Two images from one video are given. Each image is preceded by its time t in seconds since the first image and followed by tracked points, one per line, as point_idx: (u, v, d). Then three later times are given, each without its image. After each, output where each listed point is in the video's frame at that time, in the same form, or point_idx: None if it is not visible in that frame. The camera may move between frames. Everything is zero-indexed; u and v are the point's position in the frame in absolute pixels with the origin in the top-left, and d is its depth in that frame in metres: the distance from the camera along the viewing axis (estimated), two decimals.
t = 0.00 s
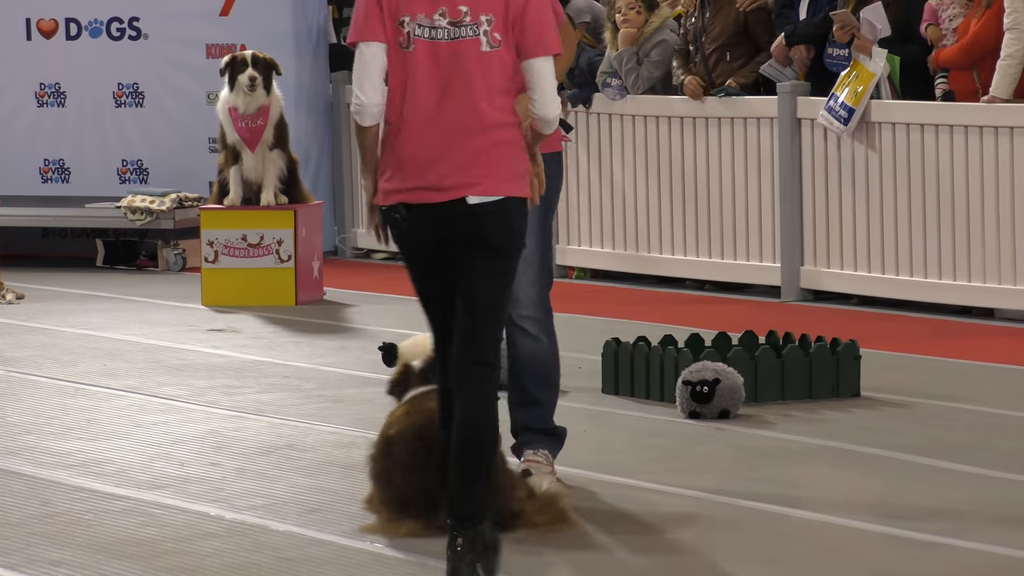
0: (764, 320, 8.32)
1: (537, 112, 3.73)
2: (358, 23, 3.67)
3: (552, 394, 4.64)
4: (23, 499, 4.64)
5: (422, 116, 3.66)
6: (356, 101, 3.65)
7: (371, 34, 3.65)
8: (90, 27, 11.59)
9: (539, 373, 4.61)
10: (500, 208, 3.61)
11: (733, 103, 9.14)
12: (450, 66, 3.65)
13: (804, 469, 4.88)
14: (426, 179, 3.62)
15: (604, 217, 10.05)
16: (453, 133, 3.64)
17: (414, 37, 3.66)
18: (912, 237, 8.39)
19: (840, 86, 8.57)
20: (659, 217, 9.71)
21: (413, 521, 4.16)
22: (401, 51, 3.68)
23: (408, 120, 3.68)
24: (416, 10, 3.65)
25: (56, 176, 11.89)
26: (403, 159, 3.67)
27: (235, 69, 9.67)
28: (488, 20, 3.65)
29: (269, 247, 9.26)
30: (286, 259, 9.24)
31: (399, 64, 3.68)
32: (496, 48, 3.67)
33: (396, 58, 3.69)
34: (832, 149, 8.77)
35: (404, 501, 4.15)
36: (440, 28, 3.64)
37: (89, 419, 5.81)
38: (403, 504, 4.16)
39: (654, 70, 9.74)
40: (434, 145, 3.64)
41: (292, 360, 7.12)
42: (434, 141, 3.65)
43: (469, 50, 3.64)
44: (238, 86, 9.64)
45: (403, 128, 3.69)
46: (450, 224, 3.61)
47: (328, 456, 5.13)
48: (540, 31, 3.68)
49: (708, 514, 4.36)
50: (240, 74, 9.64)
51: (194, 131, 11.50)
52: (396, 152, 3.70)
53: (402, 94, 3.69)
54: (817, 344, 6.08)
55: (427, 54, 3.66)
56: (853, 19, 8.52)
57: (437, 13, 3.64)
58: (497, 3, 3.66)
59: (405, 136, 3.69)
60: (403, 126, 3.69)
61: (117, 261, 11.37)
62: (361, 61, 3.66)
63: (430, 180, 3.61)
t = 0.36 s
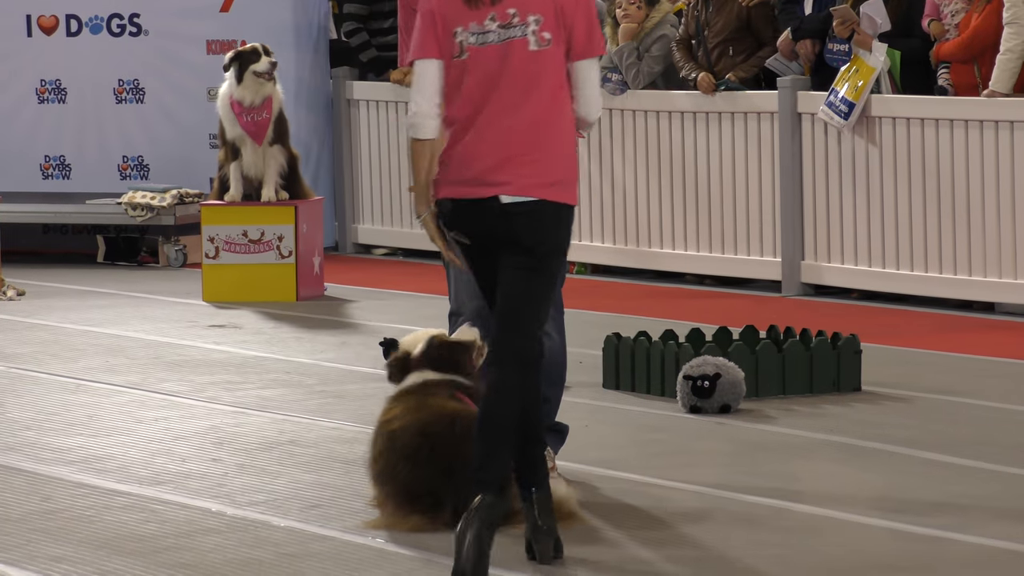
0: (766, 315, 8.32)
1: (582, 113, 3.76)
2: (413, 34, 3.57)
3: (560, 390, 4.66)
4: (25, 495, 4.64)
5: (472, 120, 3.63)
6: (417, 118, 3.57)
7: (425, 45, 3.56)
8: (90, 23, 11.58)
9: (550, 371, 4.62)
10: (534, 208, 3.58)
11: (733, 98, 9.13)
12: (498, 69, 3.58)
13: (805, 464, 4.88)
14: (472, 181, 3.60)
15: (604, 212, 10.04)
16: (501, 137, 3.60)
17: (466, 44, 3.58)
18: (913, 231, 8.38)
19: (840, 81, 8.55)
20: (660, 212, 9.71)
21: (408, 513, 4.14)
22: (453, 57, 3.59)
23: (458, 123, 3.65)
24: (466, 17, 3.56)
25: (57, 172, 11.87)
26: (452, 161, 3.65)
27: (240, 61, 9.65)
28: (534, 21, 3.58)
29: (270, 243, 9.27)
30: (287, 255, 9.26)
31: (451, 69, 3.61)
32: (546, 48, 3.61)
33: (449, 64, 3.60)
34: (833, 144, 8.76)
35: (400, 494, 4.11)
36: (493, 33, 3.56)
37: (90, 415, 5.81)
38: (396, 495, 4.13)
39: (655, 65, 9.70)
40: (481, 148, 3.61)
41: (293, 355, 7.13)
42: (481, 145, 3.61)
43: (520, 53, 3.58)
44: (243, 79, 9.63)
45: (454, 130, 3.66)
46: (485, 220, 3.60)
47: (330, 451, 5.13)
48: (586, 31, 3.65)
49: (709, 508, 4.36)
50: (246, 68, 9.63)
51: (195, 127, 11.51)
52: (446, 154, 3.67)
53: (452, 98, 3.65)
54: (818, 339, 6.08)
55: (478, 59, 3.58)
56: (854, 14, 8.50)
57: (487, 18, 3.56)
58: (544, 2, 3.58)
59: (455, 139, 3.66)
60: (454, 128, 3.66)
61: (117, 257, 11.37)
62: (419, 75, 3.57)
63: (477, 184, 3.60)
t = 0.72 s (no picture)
0: (761, 311, 8.31)
1: (630, 80, 3.66)
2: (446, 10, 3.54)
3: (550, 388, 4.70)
4: (19, 492, 4.63)
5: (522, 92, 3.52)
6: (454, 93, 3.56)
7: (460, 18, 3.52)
8: (84, 19, 11.56)
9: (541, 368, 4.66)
10: (608, 188, 3.53)
11: (727, 93, 9.14)
12: (546, 40, 3.50)
13: (801, 459, 4.88)
14: (525, 155, 3.50)
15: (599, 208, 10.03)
16: (553, 109, 3.50)
17: (511, 15, 3.50)
18: (908, 226, 8.39)
19: (834, 77, 8.55)
20: (655, 208, 9.71)
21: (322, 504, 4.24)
22: (496, 30, 3.52)
23: (504, 95, 3.53)
24: None
25: (52, 168, 11.84)
26: (499, 134, 3.54)
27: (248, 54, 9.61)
28: None
29: (264, 238, 9.26)
30: (281, 251, 9.24)
31: (494, 38, 3.52)
32: (594, 21, 3.53)
33: (492, 36, 3.52)
34: (828, 140, 8.77)
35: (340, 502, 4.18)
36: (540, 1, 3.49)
37: (85, 411, 5.81)
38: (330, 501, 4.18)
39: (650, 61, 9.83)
40: (532, 119, 3.50)
41: (288, 351, 7.12)
42: (531, 116, 3.51)
43: (568, 25, 3.51)
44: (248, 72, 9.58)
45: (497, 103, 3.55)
46: (551, 193, 3.50)
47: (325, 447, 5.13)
48: (628, 1, 3.60)
49: (705, 502, 4.36)
50: (252, 61, 9.60)
51: (190, 123, 11.50)
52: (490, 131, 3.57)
53: (497, 71, 3.55)
54: (813, 334, 6.09)
55: (524, 29, 3.50)
56: (847, 10, 8.58)
57: None
58: None
59: (501, 111, 3.54)
60: (499, 102, 3.54)
61: (112, 253, 11.36)
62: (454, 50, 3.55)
63: (530, 155, 3.49)
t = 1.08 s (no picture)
0: (760, 308, 8.31)
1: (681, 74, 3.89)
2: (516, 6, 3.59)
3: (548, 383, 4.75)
4: (19, 488, 4.63)
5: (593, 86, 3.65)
6: (531, 89, 3.61)
7: (535, 17, 3.59)
8: (83, 16, 11.59)
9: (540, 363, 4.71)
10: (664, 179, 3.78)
11: (726, 91, 9.12)
12: (620, 39, 3.66)
13: (799, 456, 4.89)
14: (605, 150, 3.65)
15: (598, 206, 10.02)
16: (627, 104, 3.68)
17: (585, 11, 3.63)
18: (907, 222, 8.39)
19: (833, 73, 8.52)
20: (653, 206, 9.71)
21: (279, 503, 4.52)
22: (571, 27, 3.63)
23: (578, 90, 3.65)
24: None
25: (49, 164, 11.91)
26: (576, 129, 3.65)
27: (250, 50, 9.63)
28: None
29: (262, 235, 9.25)
30: (280, 248, 9.23)
31: (567, 34, 3.63)
32: (656, 20, 3.74)
33: (567, 32, 3.63)
34: (827, 137, 8.75)
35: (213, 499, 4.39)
36: None
37: (83, 407, 5.81)
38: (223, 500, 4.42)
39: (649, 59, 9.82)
40: (610, 115, 3.66)
41: (287, 347, 7.12)
42: (608, 110, 3.66)
43: (638, 24, 3.70)
44: (249, 69, 9.59)
45: (571, 98, 3.65)
46: (619, 186, 3.69)
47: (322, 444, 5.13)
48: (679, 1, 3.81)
49: (704, 499, 4.36)
50: (254, 58, 9.63)
51: (188, 120, 11.49)
52: (563, 126, 3.66)
53: (567, 66, 3.65)
54: (811, 331, 6.09)
55: (600, 27, 3.65)
56: (845, 6, 8.57)
57: None
58: None
59: (574, 106, 3.65)
60: (573, 97, 3.65)
61: (109, 248, 11.36)
62: (527, 45, 3.60)
63: (608, 147, 3.66)
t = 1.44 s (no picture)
0: (797, 305, 8.28)
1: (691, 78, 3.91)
2: None
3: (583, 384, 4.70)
4: (60, 484, 4.69)
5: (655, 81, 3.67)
6: (598, 82, 3.59)
7: (611, 10, 3.56)
8: (121, 12, 11.69)
9: (572, 363, 4.67)
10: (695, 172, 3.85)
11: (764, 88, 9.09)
12: (680, 39, 3.72)
13: (838, 454, 4.87)
14: (661, 146, 3.69)
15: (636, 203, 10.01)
16: (677, 101, 3.74)
17: (657, 11, 3.65)
18: (946, 220, 8.34)
19: (872, 71, 8.48)
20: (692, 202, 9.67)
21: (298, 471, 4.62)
22: (642, 24, 3.63)
23: (642, 84, 3.66)
24: None
25: (89, 162, 12.02)
26: (639, 123, 3.67)
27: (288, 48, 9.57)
28: None
29: (301, 232, 9.30)
30: (319, 245, 9.27)
31: (636, 31, 3.63)
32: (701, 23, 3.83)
33: (636, 29, 3.63)
34: (865, 134, 8.71)
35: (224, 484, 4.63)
36: None
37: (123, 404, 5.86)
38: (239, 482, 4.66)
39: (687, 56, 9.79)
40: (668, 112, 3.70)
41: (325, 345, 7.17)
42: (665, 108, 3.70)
43: (691, 26, 3.77)
44: (288, 67, 9.54)
45: (633, 93, 3.66)
46: (667, 180, 3.73)
47: (360, 440, 5.16)
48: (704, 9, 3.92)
49: (743, 497, 4.35)
50: (292, 56, 9.58)
51: (226, 117, 11.56)
52: (621, 120, 3.67)
53: (632, 62, 3.65)
54: (850, 328, 6.07)
55: (667, 27, 3.68)
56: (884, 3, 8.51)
57: None
58: None
59: (634, 101, 3.66)
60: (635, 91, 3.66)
61: (149, 246, 11.46)
62: (599, 38, 3.57)
63: (665, 142, 3.69)
